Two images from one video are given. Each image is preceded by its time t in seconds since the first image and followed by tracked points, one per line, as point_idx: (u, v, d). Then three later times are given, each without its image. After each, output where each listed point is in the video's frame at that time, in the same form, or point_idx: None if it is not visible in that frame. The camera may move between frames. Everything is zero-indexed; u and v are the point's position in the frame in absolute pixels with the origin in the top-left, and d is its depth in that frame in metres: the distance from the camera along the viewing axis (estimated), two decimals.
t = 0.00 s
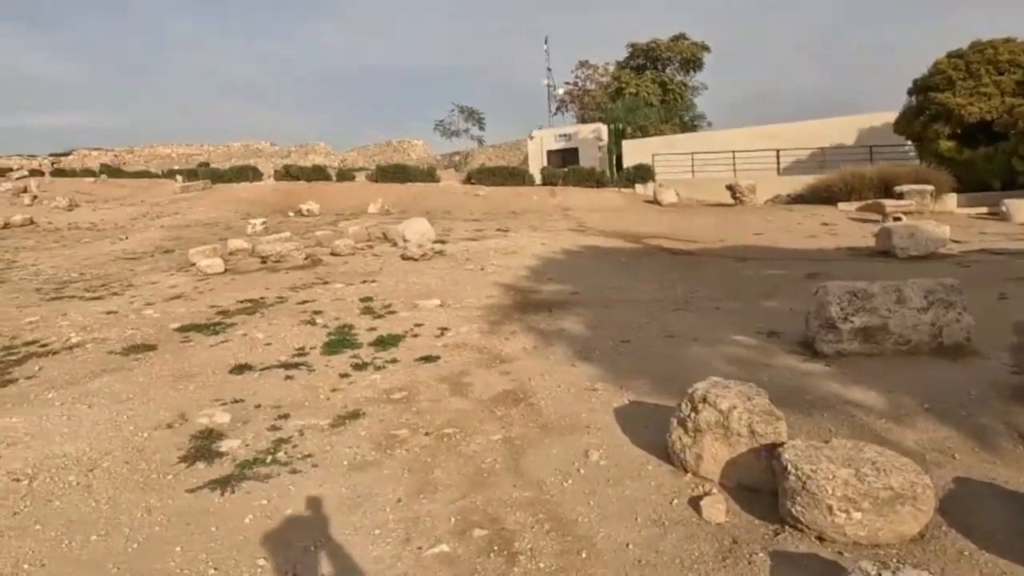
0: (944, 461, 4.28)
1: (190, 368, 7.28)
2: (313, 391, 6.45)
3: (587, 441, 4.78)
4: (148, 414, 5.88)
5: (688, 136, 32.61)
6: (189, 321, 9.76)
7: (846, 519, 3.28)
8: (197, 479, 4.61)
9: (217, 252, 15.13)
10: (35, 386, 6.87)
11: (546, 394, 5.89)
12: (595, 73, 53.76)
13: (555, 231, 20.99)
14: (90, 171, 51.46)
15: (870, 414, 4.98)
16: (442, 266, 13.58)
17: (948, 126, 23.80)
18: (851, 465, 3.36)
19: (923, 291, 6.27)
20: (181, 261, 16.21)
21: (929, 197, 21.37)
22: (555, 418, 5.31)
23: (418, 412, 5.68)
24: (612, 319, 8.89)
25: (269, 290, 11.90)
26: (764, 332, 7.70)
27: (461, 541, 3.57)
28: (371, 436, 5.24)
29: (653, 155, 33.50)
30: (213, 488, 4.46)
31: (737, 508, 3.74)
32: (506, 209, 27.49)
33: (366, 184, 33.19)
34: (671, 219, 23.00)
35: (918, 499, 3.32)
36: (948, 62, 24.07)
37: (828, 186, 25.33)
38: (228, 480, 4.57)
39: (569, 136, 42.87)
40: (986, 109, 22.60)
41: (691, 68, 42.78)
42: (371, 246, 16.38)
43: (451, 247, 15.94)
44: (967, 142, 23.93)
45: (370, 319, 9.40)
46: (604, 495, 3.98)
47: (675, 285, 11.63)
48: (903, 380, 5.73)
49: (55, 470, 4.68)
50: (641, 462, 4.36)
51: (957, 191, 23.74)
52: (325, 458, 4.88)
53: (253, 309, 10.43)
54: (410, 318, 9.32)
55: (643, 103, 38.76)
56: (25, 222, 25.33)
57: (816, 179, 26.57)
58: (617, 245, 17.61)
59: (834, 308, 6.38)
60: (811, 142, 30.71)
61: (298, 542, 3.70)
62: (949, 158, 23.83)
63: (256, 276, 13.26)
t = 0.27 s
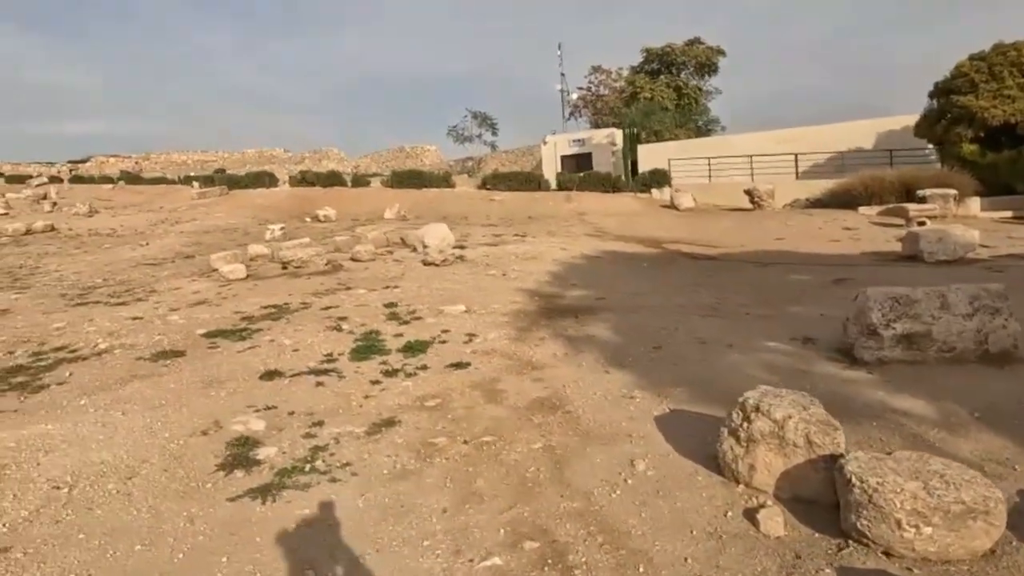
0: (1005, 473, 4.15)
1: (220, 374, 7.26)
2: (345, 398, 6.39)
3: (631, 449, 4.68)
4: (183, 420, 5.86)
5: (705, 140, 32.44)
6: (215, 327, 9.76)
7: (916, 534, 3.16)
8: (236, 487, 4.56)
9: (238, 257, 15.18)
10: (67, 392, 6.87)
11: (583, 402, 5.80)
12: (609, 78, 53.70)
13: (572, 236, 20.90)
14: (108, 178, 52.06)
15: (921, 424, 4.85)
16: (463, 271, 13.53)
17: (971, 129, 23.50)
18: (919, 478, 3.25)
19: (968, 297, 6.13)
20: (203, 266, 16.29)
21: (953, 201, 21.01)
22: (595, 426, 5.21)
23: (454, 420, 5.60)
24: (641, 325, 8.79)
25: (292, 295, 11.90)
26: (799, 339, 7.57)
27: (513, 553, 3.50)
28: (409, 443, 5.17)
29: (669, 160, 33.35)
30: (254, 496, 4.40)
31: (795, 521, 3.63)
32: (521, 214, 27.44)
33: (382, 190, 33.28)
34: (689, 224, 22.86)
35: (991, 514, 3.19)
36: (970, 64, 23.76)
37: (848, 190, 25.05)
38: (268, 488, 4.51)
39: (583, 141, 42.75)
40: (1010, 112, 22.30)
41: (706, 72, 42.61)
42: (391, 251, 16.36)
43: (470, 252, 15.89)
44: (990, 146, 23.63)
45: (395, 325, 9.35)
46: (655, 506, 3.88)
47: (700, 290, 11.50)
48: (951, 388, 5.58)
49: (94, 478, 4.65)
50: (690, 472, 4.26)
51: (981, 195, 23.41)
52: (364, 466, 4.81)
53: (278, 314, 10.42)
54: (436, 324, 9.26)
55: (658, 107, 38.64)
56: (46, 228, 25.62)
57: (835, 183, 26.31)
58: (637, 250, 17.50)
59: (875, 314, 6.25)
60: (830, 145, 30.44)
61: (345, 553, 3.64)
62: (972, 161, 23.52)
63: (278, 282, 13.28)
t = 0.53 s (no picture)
0: None
1: (251, 380, 7.24)
2: (378, 403, 6.34)
3: (676, 458, 4.59)
4: (217, 426, 5.82)
5: (722, 143, 32.28)
6: (241, 332, 9.77)
7: (989, 548, 3.05)
8: (277, 494, 4.52)
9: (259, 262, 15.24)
10: (99, 397, 6.87)
11: (621, 408, 5.71)
12: (622, 83, 53.69)
13: (590, 240, 20.81)
14: (126, 184, 52.59)
15: (974, 432, 4.71)
16: (485, 276, 13.47)
17: (994, 131, 23.18)
18: (991, 489, 3.13)
19: (1014, 302, 5.98)
20: (224, 271, 16.36)
21: (976, 205, 20.68)
22: (636, 433, 5.12)
23: (491, 426, 5.52)
24: (671, 330, 8.68)
25: (315, 300, 11.90)
26: (835, 345, 7.43)
27: (567, 564, 3.42)
28: (447, 450, 5.11)
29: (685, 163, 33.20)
30: (295, 504, 4.35)
31: (855, 534, 3.52)
32: (537, 218, 27.39)
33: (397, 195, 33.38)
34: (708, 228, 22.69)
35: None
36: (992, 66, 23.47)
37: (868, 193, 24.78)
38: (308, 495, 4.46)
39: (596, 146, 42.61)
40: None
41: (721, 76, 42.42)
42: (410, 256, 16.35)
43: (490, 257, 15.85)
44: (1013, 149, 23.30)
45: (421, 330, 9.30)
46: (707, 517, 3.79)
47: (726, 295, 11.37)
48: (1000, 396, 5.43)
49: (134, 484, 4.62)
50: (740, 481, 4.16)
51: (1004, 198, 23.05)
52: (404, 473, 4.75)
53: (303, 319, 10.41)
54: (462, 329, 9.20)
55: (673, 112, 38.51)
56: (67, 234, 25.88)
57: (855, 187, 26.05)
58: (656, 254, 17.38)
59: (918, 320, 6.11)
60: (848, 149, 30.19)
61: (393, 562, 3.59)
62: (995, 164, 23.19)
63: (300, 287, 13.29)
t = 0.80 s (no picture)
0: None
1: (283, 383, 7.22)
2: (413, 406, 6.30)
3: (724, 462, 4.50)
4: (254, 428, 5.80)
5: (739, 147, 32.14)
6: (268, 335, 9.77)
7: None
8: (321, 497, 4.48)
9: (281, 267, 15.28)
10: (133, 400, 6.87)
11: (662, 411, 5.62)
12: (635, 88, 53.65)
13: (608, 244, 20.72)
14: (142, 190, 53.15)
15: None
16: (507, 280, 13.43)
17: (1017, 133, 22.89)
18: None
19: None
20: (245, 275, 16.43)
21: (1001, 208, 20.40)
22: (681, 436, 5.04)
23: (530, 429, 5.46)
24: (702, 334, 8.59)
25: (339, 304, 11.89)
26: (873, 349, 7.31)
27: (626, 570, 3.35)
28: (488, 453, 5.05)
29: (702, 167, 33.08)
30: (340, 507, 4.30)
31: (922, 541, 3.41)
32: (554, 223, 27.32)
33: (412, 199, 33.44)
34: (727, 232, 22.53)
35: None
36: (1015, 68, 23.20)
37: (888, 197, 24.52)
38: (353, 498, 4.41)
39: (610, 150, 42.55)
40: None
41: (737, 80, 42.24)
42: (430, 260, 16.35)
43: (510, 261, 15.82)
44: None
45: (449, 333, 9.26)
46: (765, 522, 3.70)
47: (752, 299, 11.26)
48: None
49: (177, 487, 4.59)
50: (795, 486, 4.07)
51: None
52: (447, 476, 4.69)
53: (328, 323, 10.40)
54: (489, 332, 9.15)
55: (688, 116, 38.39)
56: (87, 239, 26.12)
57: (875, 190, 25.80)
58: (677, 258, 17.26)
59: (963, 322, 6.00)
60: (867, 152, 29.94)
61: (445, 566, 3.54)
62: (1018, 167, 22.88)
63: (323, 290, 13.30)
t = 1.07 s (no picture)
0: None
1: (317, 388, 7.23)
2: (451, 411, 6.27)
3: (775, 468, 4.43)
4: (292, 433, 5.79)
5: (757, 150, 32.01)
6: (296, 340, 9.78)
7: None
8: (368, 502, 4.45)
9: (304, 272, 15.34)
10: (170, 404, 6.89)
11: (705, 417, 5.55)
12: (649, 92, 53.57)
13: (628, 248, 20.65)
14: (160, 196, 53.63)
15: None
16: (531, 284, 13.39)
17: None
18: None
19: None
20: (268, 280, 16.51)
21: None
22: (728, 442, 4.97)
23: (573, 435, 5.40)
24: (734, 338, 8.51)
25: (364, 308, 11.91)
26: (912, 353, 7.20)
27: None
28: (532, 459, 4.99)
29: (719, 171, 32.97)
30: (388, 512, 4.27)
31: (993, 550, 3.33)
32: (571, 227, 27.27)
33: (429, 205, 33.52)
34: (746, 236, 22.38)
35: None
36: None
37: (909, 200, 24.24)
38: (400, 504, 4.38)
39: (624, 154, 42.49)
40: None
41: (753, 83, 42.03)
42: (452, 265, 16.36)
43: (532, 265, 15.79)
44: None
45: (478, 338, 9.23)
46: (826, 529, 3.63)
47: (781, 303, 11.15)
48: None
49: (223, 492, 4.58)
50: (853, 493, 3.99)
51: None
52: (493, 482, 4.65)
53: (355, 328, 10.41)
54: (519, 337, 9.11)
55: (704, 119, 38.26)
56: (109, 245, 26.39)
57: (896, 194, 25.54)
58: (698, 262, 17.15)
59: (1011, 327, 5.89)
60: (887, 155, 29.68)
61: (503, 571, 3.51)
62: None
63: (347, 295, 13.33)
